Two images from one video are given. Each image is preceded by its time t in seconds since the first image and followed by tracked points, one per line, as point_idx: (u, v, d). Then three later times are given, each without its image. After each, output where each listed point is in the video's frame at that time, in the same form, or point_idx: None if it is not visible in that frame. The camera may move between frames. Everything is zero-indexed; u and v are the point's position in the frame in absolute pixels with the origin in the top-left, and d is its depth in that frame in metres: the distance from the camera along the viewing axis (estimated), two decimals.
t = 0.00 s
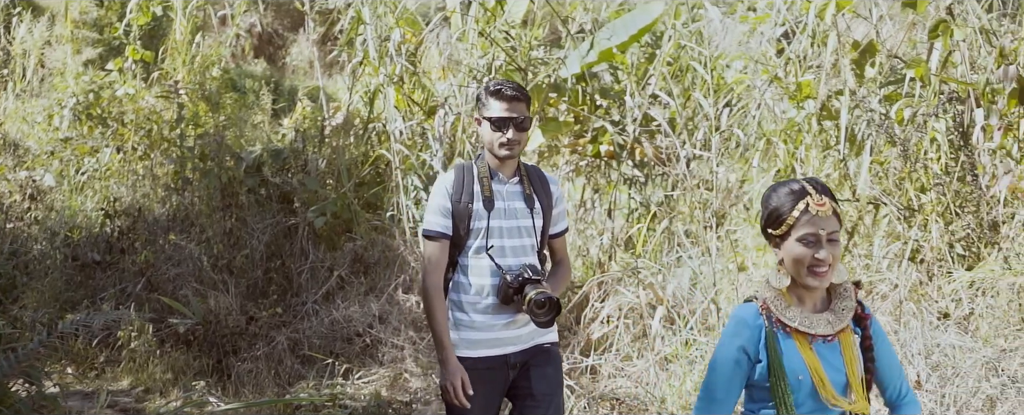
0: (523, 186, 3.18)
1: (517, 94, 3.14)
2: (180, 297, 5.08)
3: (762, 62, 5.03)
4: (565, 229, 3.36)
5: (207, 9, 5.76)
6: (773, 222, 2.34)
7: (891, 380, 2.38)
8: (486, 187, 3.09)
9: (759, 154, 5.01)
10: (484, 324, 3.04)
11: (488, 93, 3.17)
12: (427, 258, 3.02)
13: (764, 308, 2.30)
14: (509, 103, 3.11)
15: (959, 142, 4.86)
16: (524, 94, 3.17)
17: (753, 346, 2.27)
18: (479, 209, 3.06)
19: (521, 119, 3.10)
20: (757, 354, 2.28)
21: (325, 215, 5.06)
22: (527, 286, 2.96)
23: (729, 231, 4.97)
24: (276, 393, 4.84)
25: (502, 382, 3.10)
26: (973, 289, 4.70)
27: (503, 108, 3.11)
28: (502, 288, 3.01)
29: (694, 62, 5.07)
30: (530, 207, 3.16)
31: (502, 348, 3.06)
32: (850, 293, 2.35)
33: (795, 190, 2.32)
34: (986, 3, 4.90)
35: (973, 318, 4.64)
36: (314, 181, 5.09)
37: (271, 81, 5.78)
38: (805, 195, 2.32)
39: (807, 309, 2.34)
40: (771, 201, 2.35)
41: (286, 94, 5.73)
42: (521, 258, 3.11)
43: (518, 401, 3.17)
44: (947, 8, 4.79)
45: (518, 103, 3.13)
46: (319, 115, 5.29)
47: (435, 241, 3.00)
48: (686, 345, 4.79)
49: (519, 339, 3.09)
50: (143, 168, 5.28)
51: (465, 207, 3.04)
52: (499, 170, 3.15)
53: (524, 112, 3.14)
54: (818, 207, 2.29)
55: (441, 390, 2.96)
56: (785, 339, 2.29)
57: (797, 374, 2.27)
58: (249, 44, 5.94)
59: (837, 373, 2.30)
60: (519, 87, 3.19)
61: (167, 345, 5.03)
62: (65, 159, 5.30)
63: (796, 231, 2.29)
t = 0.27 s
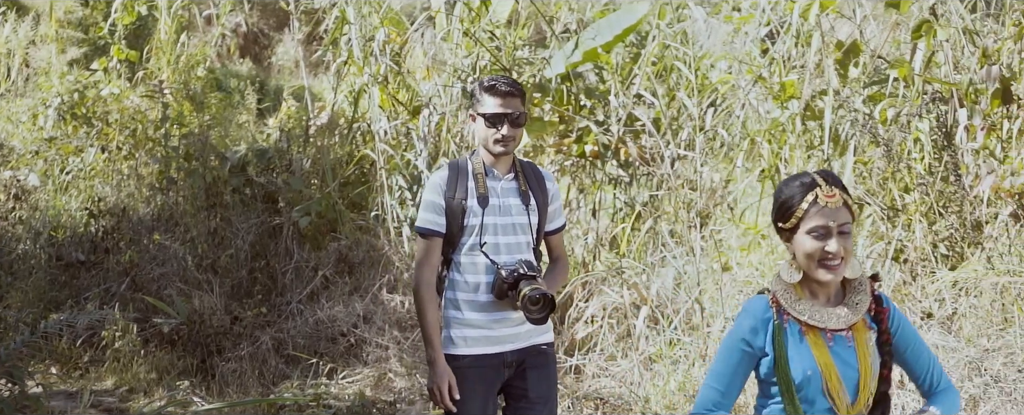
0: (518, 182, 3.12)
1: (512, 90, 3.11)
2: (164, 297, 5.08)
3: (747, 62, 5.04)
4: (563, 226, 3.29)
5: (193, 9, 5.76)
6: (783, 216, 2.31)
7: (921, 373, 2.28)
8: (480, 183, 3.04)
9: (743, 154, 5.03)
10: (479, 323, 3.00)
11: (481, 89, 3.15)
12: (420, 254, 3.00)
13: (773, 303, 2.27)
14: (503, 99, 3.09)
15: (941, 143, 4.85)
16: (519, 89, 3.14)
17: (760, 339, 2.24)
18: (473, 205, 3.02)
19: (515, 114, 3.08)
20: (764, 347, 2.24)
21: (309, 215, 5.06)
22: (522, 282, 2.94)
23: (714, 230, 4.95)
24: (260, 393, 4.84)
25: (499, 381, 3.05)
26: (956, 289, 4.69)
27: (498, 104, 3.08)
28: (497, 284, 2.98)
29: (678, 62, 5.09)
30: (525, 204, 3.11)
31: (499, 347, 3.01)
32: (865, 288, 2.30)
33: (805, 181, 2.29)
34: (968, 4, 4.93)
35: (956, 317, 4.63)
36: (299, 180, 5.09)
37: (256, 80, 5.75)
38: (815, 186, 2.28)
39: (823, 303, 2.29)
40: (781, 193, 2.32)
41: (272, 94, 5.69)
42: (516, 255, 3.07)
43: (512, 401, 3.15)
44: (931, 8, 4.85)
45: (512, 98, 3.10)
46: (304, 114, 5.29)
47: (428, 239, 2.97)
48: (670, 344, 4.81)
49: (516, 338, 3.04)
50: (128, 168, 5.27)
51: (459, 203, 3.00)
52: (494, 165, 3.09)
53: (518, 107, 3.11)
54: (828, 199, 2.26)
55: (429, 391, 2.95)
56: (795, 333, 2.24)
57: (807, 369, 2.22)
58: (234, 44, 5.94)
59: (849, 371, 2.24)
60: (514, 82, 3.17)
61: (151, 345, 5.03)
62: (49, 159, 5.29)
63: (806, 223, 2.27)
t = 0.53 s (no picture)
0: (515, 178, 3.11)
1: (507, 86, 3.10)
2: (153, 297, 5.08)
3: (734, 62, 5.05)
4: (560, 222, 3.27)
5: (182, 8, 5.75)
6: (794, 196, 2.23)
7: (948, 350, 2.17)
8: (475, 181, 3.04)
9: (731, 154, 5.03)
10: (477, 318, 3.00)
11: (475, 85, 3.14)
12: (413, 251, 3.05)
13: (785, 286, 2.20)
14: (496, 94, 3.07)
15: (929, 142, 4.87)
16: (513, 84, 3.12)
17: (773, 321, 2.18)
18: (468, 203, 3.03)
19: (510, 110, 3.06)
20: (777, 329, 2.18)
21: (297, 215, 5.09)
22: (516, 278, 2.93)
23: (701, 229, 4.96)
24: (248, 392, 4.84)
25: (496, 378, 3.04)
26: (943, 288, 4.67)
27: (492, 100, 3.07)
28: (492, 279, 2.96)
29: (666, 62, 5.09)
30: (522, 200, 3.09)
31: (497, 343, 3.00)
32: (881, 266, 2.20)
33: (816, 160, 2.20)
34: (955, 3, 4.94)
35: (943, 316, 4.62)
36: (287, 179, 5.10)
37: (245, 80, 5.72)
38: (826, 166, 2.20)
39: (837, 283, 2.20)
40: (792, 174, 2.24)
41: (261, 94, 5.66)
42: (512, 251, 3.06)
43: (505, 402, 3.14)
44: (918, 8, 4.86)
45: (506, 94, 3.09)
46: (292, 114, 5.29)
47: (422, 236, 3.01)
48: (657, 344, 4.83)
49: (515, 335, 3.03)
50: (116, 167, 5.27)
51: (453, 201, 3.01)
52: (489, 162, 3.09)
53: (512, 103, 3.10)
54: (838, 179, 2.17)
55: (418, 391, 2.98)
56: (809, 314, 2.17)
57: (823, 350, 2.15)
58: (223, 44, 5.93)
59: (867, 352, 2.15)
60: (508, 77, 3.15)
61: (139, 344, 5.03)
62: (37, 158, 5.28)
63: (818, 204, 2.18)
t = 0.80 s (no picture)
0: (510, 176, 3.06)
1: (500, 84, 3.06)
2: (139, 296, 5.11)
3: (721, 61, 5.04)
4: (557, 218, 3.22)
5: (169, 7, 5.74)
6: (809, 193, 2.25)
7: (973, 348, 2.10)
8: (469, 179, 3.01)
9: (717, 153, 5.04)
10: (472, 317, 2.95)
11: (467, 83, 3.10)
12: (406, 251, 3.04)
13: (803, 280, 2.21)
14: (489, 92, 3.04)
15: (915, 141, 4.87)
16: (505, 81, 3.08)
17: (789, 319, 2.18)
18: (462, 202, 2.99)
19: (502, 108, 3.03)
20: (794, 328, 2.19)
21: (284, 214, 5.10)
22: (510, 277, 2.88)
23: (686, 229, 4.99)
24: (233, 392, 4.85)
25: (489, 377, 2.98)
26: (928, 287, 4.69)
27: (484, 98, 3.04)
28: (485, 279, 2.92)
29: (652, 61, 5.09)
30: (518, 198, 3.04)
31: (491, 342, 2.95)
32: (901, 259, 2.19)
33: (833, 155, 2.22)
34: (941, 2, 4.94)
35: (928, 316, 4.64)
36: (273, 179, 5.09)
37: (232, 79, 5.71)
38: (843, 162, 2.21)
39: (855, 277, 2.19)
40: (808, 170, 2.25)
41: (247, 93, 5.65)
42: (507, 250, 3.01)
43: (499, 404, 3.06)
44: (904, 7, 4.87)
45: (498, 91, 3.05)
46: (279, 113, 5.29)
47: (417, 236, 3.00)
48: (643, 343, 4.84)
49: (511, 336, 2.98)
50: (103, 166, 5.26)
51: (446, 200, 2.98)
52: (483, 160, 3.05)
53: (504, 101, 3.06)
54: (854, 173, 2.18)
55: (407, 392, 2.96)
56: (824, 307, 2.17)
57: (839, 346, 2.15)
58: (210, 43, 5.92)
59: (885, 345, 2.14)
60: (502, 74, 3.11)
61: (125, 344, 5.01)
62: (23, 157, 5.31)
63: (833, 198, 2.19)
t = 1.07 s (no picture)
0: (505, 177, 3.01)
1: (493, 85, 3.00)
2: (127, 295, 5.11)
3: (708, 61, 5.06)
4: (554, 219, 3.16)
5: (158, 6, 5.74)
6: (827, 209, 2.18)
7: (991, 380, 2.04)
8: (463, 181, 2.96)
9: (704, 152, 5.05)
10: (468, 318, 2.91)
11: (460, 84, 3.04)
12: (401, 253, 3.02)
13: (821, 302, 2.11)
14: (480, 94, 2.98)
15: (902, 141, 4.86)
16: (498, 82, 3.03)
17: (811, 347, 2.08)
18: (456, 204, 2.94)
19: (496, 109, 2.97)
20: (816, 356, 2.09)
21: (272, 213, 5.10)
22: (506, 281, 2.84)
23: (674, 229, 5.00)
24: (221, 392, 4.85)
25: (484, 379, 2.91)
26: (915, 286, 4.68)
27: (477, 98, 2.98)
28: (481, 281, 2.87)
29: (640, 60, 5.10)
30: (513, 200, 2.99)
31: (488, 343, 2.90)
32: (923, 280, 2.11)
33: (851, 170, 2.16)
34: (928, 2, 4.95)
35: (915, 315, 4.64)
36: (261, 178, 5.09)
37: (220, 78, 5.72)
38: (861, 177, 2.15)
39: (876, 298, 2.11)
40: (826, 187, 2.20)
41: (235, 92, 5.67)
42: (503, 252, 2.95)
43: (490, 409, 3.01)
44: (890, 7, 4.86)
45: (492, 92, 3.00)
46: (267, 112, 5.28)
47: (411, 239, 2.98)
48: (631, 343, 4.84)
49: (508, 339, 2.92)
50: (91, 166, 5.25)
51: (441, 203, 2.94)
52: (478, 162, 2.99)
53: (498, 102, 3.00)
54: (874, 187, 2.12)
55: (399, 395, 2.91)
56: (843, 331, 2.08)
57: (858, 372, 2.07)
58: (199, 42, 5.91)
59: (903, 373, 2.06)
60: (495, 75, 3.05)
61: (113, 343, 5.01)
62: (10, 156, 5.28)
63: (852, 212, 2.13)
